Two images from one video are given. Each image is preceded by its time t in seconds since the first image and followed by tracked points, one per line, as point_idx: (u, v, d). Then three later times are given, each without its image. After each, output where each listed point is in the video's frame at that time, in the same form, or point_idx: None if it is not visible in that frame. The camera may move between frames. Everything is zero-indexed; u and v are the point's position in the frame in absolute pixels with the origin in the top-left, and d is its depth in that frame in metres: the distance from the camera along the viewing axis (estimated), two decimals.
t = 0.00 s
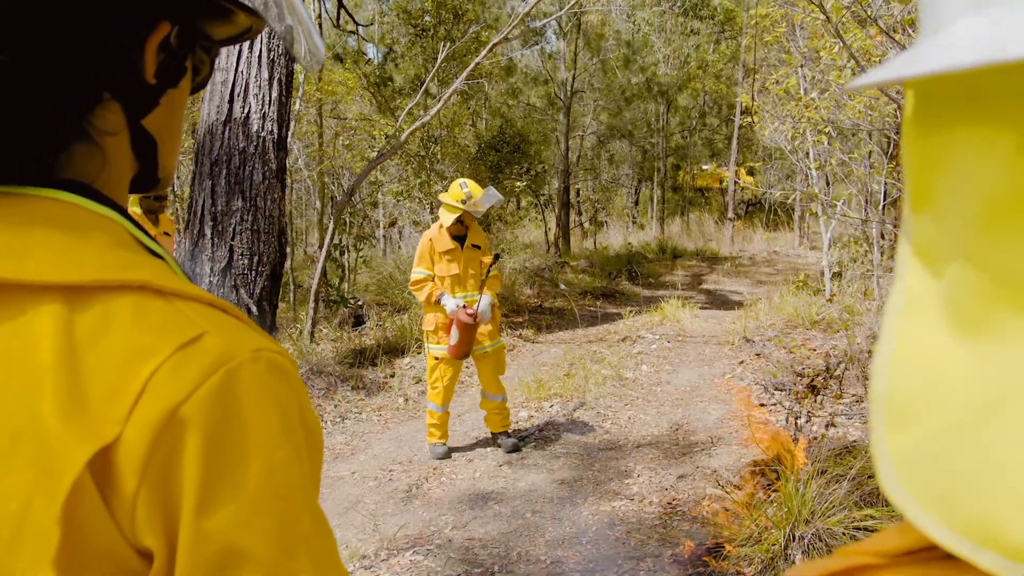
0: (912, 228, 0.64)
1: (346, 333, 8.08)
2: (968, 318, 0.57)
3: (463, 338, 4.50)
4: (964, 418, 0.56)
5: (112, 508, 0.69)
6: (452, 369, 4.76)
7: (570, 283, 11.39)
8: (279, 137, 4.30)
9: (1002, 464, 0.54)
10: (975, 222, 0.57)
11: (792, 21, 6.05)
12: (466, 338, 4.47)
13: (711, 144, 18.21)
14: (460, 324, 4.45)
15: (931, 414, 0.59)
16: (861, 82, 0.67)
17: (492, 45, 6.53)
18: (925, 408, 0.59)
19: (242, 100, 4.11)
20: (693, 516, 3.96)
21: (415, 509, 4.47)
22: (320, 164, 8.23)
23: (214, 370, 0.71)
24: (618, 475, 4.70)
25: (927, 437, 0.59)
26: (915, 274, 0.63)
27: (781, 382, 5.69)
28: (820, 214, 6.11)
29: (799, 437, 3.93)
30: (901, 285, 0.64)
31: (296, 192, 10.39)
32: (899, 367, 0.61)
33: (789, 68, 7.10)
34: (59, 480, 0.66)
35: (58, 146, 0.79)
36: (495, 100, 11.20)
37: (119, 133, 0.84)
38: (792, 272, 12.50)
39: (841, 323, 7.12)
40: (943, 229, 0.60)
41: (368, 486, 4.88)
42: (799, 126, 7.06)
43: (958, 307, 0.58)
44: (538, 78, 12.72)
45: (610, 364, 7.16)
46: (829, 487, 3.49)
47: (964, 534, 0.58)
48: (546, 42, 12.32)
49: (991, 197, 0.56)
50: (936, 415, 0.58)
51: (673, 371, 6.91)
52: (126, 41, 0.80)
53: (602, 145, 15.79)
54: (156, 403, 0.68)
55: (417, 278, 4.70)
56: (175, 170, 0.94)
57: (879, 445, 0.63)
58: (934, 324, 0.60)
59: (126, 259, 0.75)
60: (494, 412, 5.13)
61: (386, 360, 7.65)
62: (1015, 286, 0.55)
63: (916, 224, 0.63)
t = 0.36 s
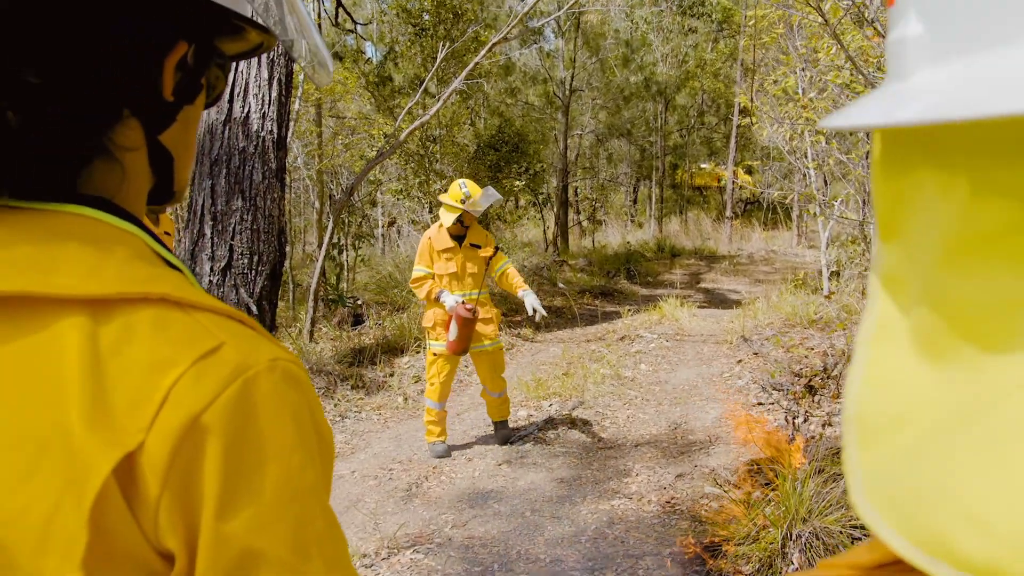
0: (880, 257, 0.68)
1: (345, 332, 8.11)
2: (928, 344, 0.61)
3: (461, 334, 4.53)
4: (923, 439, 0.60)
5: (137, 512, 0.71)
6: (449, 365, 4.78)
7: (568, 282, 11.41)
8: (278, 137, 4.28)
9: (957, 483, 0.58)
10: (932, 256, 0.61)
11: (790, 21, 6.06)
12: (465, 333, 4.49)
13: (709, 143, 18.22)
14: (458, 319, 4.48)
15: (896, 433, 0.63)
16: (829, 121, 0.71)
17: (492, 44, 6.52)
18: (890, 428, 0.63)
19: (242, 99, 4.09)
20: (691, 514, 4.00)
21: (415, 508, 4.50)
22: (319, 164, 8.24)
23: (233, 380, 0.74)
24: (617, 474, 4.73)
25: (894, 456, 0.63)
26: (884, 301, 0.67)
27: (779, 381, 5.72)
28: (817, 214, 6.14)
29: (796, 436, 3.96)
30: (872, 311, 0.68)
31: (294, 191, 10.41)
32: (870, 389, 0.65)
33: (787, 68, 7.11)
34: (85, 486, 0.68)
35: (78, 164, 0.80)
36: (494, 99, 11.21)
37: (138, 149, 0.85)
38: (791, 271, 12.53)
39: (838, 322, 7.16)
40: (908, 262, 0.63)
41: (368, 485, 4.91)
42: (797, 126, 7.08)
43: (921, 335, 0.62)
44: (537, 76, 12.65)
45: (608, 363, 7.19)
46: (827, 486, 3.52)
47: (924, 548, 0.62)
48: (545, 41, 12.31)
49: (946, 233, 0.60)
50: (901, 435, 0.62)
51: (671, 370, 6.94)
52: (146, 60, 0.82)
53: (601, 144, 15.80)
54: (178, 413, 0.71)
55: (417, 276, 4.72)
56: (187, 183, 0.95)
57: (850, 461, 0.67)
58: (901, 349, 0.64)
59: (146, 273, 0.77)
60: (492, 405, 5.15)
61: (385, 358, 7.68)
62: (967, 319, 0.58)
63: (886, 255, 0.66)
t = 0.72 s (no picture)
0: (833, 247, 0.71)
1: (348, 330, 8.18)
2: (874, 326, 0.64)
3: (482, 326, 4.66)
4: (872, 414, 0.62)
5: (150, 492, 0.75)
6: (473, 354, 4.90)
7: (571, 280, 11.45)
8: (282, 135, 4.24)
9: (896, 452, 0.60)
10: (879, 245, 0.64)
11: (792, 20, 6.06)
12: (484, 325, 4.63)
13: (712, 141, 18.21)
14: (479, 311, 4.63)
15: (845, 409, 0.65)
16: (792, 122, 0.76)
17: (494, 44, 6.47)
18: (842, 402, 0.65)
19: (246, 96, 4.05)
20: (691, 510, 4.03)
21: (418, 503, 4.55)
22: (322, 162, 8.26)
23: (239, 369, 0.78)
24: (619, 470, 4.77)
25: (848, 436, 0.64)
26: (836, 287, 0.70)
27: (779, 378, 5.75)
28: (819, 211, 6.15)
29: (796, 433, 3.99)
30: (826, 295, 0.71)
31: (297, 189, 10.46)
32: (822, 368, 0.68)
33: (789, 66, 7.11)
34: (101, 465, 0.73)
35: (92, 165, 0.83)
36: (497, 97, 11.22)
37: (149, 150, 0.89)
38: (793, 269, 12.58)
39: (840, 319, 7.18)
40: (862, 252, 0.66)
41: (371, 481, 4.96)
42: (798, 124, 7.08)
43: (872, 324, 0.64)
44: (540, 74, 12.68)
45: (610, 360, 7.23)
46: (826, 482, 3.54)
47: (865, 512, 0.62)
48: (548, 40, 12.31)
49: (891, 225, 0.63)
50: (849, 412, 0.64)
51: (673, 368, 6.98)
52: (161, 66, 0.85)
53: (604, 141, 15.86)
54: (188, 398, 0.75)
55: (450, 270, 4.96)
56: (195, 183, 0.99)
57: (806, 436, 0.69)
58: (849, 331, 0.67)
59: (161, 267, 0.81)
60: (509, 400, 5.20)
61: (387, 356, 7.73)
62: (909, 301, 0.61)
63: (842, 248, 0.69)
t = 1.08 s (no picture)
0: (841, 247, 0.72)
1: (348, 329, 8.21)
2: (881, 320, 0.66)
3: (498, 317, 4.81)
4: (882, 410, 0.64)
5: (175, 485, 0.79)
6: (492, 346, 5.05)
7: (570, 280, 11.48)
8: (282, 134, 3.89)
9: (912, 445, 0.61)
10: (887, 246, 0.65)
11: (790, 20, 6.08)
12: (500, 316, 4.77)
13: (711, 140, 18.22)
14: (495, 303, 4.78)
15: (856, 401, 0.66)
16: (797, 121, 0.78)
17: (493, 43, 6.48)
18: (853, 395, 0.66)
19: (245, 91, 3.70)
20: (690, 509, 4.07)
21: (418, 502, 4.59)
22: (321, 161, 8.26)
23: (258, 368, 0.81)
24: (618, 469, 4.80)
25: (857, 424, 0.66)
26: (843, 285, 0.71)
27: (777, 377, 5.79)
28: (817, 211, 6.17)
29: (794, 432, 4.02)
30: (833, 294, 0.73)
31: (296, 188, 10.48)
32: (832, 361, 0.69)
33: (788, 66, 7.13)
34: (130, 458, 0.76)
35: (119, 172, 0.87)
36: (497, 97, 11.22)
37: (168, 156, 0.92)
38: (792, 269, 12.64)
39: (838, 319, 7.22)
40: (868, 248, 0.68)
41: (371, 480, 4.99)
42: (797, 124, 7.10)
43: (880, 316, 0.66)
44: (539, 74, 12.72)
45: (609, 360, 7.26)
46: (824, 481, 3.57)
47: (884, 498, 0.64)
48: (548, 39, 12.33)
49: (899, 229, 0.64)
50: (860, 406, 0.66)
51: (672, 367, 7.02)
52: (181, 78, 0.89)
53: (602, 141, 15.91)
54: (212, 393, 0.78)
55: (470, 266, 5.08)
56: (212, 187, 1.02)
57: (819, 430, 0.70)
58: (857, 328, 0.68)
59: (181, 269, 0.85)
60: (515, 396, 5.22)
61: (387, 355, 7.76)
62: (917, 300, 0.62)
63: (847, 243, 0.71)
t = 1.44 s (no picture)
0: (838, 259, 0.76)
1: (349, 329, 8.23)
2: (880, 330, 0.70)
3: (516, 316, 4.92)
4: (888, 418, 0.68)
5: (190, 486, 0.81)
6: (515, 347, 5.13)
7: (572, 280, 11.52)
8: (284, 135, 3.92)
9: (918, 452, 0.65)
10: (886, 260, 0.69)
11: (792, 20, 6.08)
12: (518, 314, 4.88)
13: (712, 140, 18.20)
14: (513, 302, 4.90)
15: (862, 408, 0.70)
16: (790, 137, 0.81)
17: (493, 45, 6.43)
18: (858, 403, 0.70)
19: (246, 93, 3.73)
20: (691, 509, 4.08)
21: (421, 501, 4.61)
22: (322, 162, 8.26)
23: (271, 370, 0.83)
24: (619, 469, 4.82)
25: (858, 427, 0.70)
26: (840, 295, 0.75)
27: (778, 377, 5.80)
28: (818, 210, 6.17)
29: (796, 432, 4.04)
30: (832, 303, 0.76)
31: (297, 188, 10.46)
32: (836, 368, 0.73)
33: (789, 65, 7.13)
34: (145, 460, 0.78)
35: (129, 176, 0.87)
36: (498, 97, 11.19)
37: (180, 163, 0.94)
38: (793, 269, 12.63)
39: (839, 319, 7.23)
40: (865, 261, 0.71)
41: (374, 480, 5.01)
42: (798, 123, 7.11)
43: (878, 325, 0.70)
44: (540, 74, 12.71)
45: (611, 360, 7.27)
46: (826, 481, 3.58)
47: (894, 503, 0.68)
48: (549, 39, 12.32)
49: (899, 245, 0.68)
50: (865, 413, 0.70)
51: (673, 367, 7.04)
52: (194, 86, 0.90)
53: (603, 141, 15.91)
54: (226, 395, 0.80)
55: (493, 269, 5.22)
56: (222, 193, 1.04)
57: (825, 439, 0.74)
58: (857, 336, 0.72)
59: (194, 274, 0.86)
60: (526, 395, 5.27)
61: (389, 356, 7.79)
62: (918, 312, 0.66)
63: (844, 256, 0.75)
